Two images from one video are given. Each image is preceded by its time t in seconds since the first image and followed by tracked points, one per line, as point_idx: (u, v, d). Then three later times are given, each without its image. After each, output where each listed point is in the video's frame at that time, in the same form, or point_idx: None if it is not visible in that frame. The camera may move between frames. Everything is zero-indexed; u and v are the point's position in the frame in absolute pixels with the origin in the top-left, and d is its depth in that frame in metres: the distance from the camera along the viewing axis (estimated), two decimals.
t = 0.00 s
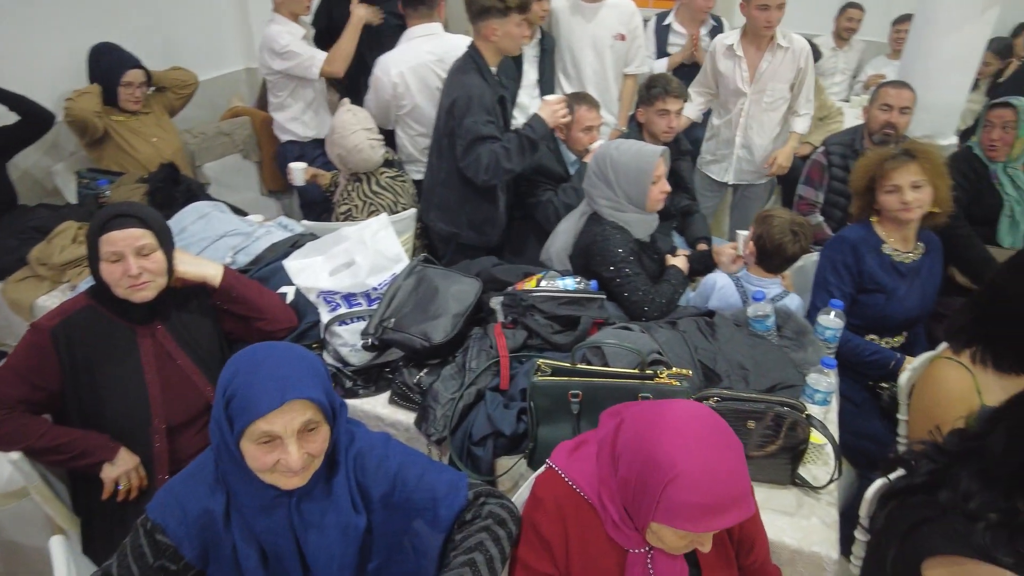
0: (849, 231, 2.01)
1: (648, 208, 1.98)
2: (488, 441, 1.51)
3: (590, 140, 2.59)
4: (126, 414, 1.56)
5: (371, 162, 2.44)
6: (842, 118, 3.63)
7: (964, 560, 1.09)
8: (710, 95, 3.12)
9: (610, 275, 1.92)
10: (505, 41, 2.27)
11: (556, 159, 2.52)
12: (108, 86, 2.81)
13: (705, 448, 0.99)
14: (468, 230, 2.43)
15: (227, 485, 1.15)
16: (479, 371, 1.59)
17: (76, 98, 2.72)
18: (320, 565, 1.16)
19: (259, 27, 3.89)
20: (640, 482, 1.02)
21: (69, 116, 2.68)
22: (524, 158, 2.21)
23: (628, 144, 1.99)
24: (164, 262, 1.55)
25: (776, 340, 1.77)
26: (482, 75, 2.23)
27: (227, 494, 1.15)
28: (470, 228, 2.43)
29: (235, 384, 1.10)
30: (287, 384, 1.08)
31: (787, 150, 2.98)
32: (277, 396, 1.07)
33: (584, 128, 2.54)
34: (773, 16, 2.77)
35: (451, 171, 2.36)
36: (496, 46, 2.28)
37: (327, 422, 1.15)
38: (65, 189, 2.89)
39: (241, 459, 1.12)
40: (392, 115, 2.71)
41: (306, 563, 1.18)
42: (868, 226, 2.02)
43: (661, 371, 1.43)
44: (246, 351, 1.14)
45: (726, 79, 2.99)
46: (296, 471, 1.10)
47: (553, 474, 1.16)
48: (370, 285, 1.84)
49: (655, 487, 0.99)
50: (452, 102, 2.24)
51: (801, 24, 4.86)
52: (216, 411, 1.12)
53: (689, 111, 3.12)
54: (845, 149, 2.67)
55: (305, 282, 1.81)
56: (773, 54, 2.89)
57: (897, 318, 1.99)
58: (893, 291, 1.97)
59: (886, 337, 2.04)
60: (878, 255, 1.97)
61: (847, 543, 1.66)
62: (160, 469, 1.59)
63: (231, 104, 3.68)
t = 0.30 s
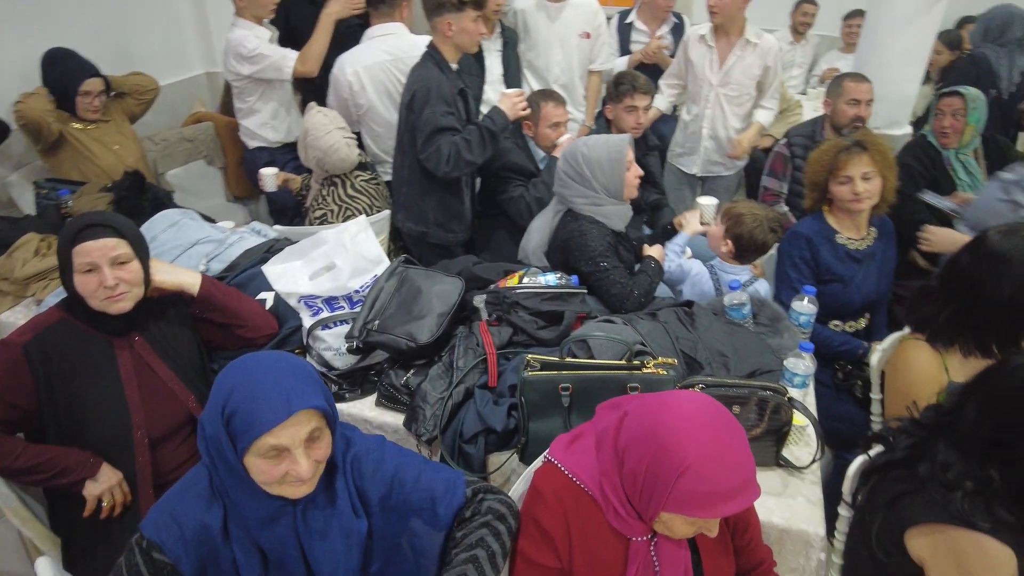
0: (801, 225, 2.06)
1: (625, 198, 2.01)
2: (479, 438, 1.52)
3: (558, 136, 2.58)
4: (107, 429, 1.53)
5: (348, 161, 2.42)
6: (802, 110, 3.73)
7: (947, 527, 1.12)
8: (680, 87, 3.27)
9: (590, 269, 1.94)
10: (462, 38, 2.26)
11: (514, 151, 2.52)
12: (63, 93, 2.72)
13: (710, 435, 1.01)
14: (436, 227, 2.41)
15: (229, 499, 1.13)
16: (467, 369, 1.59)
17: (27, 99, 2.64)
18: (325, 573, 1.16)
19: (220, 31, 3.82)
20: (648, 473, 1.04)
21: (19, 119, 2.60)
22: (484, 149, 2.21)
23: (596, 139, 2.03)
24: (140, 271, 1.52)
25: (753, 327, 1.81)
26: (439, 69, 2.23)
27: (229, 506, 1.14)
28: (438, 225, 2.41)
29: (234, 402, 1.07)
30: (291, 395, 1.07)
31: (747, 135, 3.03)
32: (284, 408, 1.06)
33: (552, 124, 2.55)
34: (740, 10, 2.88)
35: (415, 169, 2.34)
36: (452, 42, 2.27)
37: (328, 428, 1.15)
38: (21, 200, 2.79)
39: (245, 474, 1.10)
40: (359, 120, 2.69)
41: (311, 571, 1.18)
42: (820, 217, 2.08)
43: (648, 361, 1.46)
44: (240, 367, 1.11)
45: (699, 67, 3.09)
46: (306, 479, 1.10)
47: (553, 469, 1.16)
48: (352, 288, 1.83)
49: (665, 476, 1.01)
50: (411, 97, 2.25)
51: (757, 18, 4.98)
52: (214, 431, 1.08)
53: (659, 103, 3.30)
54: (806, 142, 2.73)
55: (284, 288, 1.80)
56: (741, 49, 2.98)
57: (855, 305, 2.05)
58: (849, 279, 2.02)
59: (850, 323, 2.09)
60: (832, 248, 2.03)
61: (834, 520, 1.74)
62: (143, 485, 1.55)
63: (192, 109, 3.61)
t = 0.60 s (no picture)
0: (748, 210, 2.14)
1: (586, 182, 2.09)
2: (462, 432, 1.52)
3: (510, 130, 2.67)
4: (76, 454, 1.47)
5: (308, 158, 2.41)
6: (744, 98, 3.86)
7: (912, 478, 1.19)
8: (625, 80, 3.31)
9: (566, 251, 1.97)
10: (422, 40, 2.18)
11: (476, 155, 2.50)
12: None
13: (696, 405, 1.06)
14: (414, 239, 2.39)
15: (244, 515, 1.10)
16: (446, 365, 1.60)
17: None
18: (331, 575, 1.16)
19: (156, 40, 3.70)
20: (636, 447, 1.07)
21: None
22: (464, 155, 2.22)
23: (552, 129, 2.07)
24: (104, 288, 1.48)
25: (716, 306, 1.86)
26: (403, 78, 2.16)
27: (240, 518, 1.11)
28: (414, 236, 2.39)
29: (250, 420, 1.04)
30: (305, 389, 1.08)
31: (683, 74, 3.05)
32: (306, 404, 1.08)
33: (505, 120, 2.62)
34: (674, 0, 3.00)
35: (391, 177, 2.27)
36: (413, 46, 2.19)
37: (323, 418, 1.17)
38: None
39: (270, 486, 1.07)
40: (313, 117, 2.68)
41: None
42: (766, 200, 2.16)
43: (624, 344, 1.50)
44: (236, 385, 1.07)
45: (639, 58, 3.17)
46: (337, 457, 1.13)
47: (540, 453, 1.18)
48: (322, 292, 1.82)
49: (652, 448, 1.04)
50: (381, 109, 2.15)
51: (693, 10, 5.10)
52: (231, 455, 1.03)
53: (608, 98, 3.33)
54: (752, 126, 2.85)
55: (252, 296, 1.77)
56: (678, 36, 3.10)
57: (803, 285, 2.11)
58: (797, 259, 2.09)
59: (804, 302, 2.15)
60: (779, 229, 2.09)
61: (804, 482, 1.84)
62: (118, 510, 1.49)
63: (133, 122, 3.49)
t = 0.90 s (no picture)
0: (679, 196, 2.21)
1: (525, 173, 2.13)
2: (413, 429, 1.52)
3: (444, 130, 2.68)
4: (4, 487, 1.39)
5: (236, 165, 2.36)
6: (668, 87, 3.98)
7: (842, 434, 1.27)
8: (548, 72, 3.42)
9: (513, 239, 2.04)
10: (368, 50, 2.08)
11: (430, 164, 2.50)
12: None
13: (636, 381, 1.10)
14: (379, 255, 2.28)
15: (213, 526, 1.09)
16: (392, 365, 1.60)
17: None
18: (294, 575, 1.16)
19: (64, 50, 3.54)
20: (582, 426, 1.11)
21: None
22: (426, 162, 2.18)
23: (491, 122, 2.13)
24: (27, 310, 1.41)
25: (652, 289, 1.91)
26: (357, 92, 2.06)
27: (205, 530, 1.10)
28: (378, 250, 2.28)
29: (219, 425, 1.04)
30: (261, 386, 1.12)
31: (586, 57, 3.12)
32: (265, 398, 1.12)
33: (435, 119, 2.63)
34: None
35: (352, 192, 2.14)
36: (358, 56, 2.08)
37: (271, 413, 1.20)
38: None
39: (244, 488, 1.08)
40: (248, 115, 2.66)
41: None
42: (693, 185, 2.25)
43: (565, 329, 1.54)
44: (191, 394, 1.07)
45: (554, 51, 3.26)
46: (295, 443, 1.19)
47: (490, 441, 1.19)
48: (260, 300, 1.78)
49: (598, 424, 1.08)
50: (343, 125, 2.04)
51: (614, 4, 5.23)
52: (204, 465, 1.02)
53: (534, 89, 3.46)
54: (677, 114, 2.95)
55: (188, 309, 1.74)
56: (591, 28, 3.17)
57: (729, 264, 2.21)
58: (723, 240, 2.17)
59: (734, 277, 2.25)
60: (706, 214, 2.18)
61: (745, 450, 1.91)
62: (57, 540, 1.43)
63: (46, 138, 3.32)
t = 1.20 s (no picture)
0: (596, 189, 2.28)
1: (453, 169, 2.17)
2: (337, 438, 1.50)
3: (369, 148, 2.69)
4: None
5: (145, 178, 2.26)
6: (588, 83, 4.07)
7: (751, 411, 1.33)
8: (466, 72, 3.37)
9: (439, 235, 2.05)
10: (284, 58, 2.00)
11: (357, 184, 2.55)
12: None
13: (551, 373, 1.13)
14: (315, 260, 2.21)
15: (151, 531, 1.06)
16: (313, 373, 1.57)
17: None
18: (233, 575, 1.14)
19: None
20: (501, 421, 1.13)
21: None
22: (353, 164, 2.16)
23: (416, 119, 2.14)
24: None
25: (575, 282, 1.96)
26: (283, 101, 1.98)
27: (143, 538, 1.07)
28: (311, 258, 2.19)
29: (145, 426, 1.02)
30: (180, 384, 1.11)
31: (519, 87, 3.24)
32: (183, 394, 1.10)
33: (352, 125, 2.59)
34: None
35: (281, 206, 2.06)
36: (274, 65, 2.00)
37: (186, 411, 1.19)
38: None
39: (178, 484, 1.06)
40: (161, 120, 2.60)
41: None
42: (609, 179, 2.32)
43: (487, 327, 1.57)
44: (108, 405, 1.04)
45: (473, 53, 3.26)
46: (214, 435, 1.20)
47: (413, 442, 1.20)
48: (173, 315, 1.73)
49: (517, 416, 1.10)
50: (272, 132, 1.95)
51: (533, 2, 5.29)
52: (140, 468, 1.00)
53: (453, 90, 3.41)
54: (595, 110, 3.02)
55: (94, 328, 1.67)
56: (508, 30, 3.22)
57: (649, 254, 2.28)
58: (641, 231, 2.25)
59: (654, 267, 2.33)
60: (624, 205, 2.25)
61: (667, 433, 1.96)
62: None
63: None
